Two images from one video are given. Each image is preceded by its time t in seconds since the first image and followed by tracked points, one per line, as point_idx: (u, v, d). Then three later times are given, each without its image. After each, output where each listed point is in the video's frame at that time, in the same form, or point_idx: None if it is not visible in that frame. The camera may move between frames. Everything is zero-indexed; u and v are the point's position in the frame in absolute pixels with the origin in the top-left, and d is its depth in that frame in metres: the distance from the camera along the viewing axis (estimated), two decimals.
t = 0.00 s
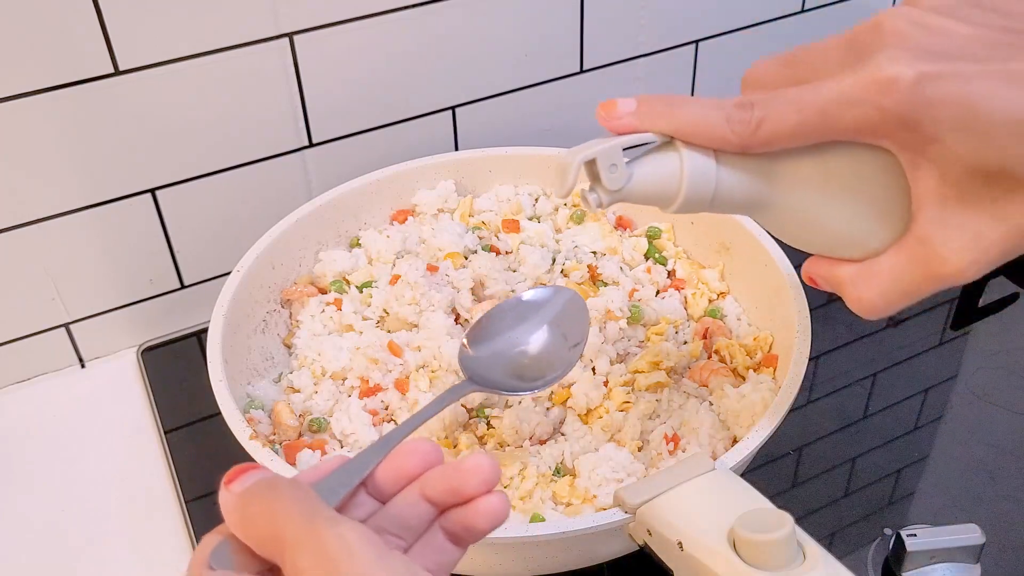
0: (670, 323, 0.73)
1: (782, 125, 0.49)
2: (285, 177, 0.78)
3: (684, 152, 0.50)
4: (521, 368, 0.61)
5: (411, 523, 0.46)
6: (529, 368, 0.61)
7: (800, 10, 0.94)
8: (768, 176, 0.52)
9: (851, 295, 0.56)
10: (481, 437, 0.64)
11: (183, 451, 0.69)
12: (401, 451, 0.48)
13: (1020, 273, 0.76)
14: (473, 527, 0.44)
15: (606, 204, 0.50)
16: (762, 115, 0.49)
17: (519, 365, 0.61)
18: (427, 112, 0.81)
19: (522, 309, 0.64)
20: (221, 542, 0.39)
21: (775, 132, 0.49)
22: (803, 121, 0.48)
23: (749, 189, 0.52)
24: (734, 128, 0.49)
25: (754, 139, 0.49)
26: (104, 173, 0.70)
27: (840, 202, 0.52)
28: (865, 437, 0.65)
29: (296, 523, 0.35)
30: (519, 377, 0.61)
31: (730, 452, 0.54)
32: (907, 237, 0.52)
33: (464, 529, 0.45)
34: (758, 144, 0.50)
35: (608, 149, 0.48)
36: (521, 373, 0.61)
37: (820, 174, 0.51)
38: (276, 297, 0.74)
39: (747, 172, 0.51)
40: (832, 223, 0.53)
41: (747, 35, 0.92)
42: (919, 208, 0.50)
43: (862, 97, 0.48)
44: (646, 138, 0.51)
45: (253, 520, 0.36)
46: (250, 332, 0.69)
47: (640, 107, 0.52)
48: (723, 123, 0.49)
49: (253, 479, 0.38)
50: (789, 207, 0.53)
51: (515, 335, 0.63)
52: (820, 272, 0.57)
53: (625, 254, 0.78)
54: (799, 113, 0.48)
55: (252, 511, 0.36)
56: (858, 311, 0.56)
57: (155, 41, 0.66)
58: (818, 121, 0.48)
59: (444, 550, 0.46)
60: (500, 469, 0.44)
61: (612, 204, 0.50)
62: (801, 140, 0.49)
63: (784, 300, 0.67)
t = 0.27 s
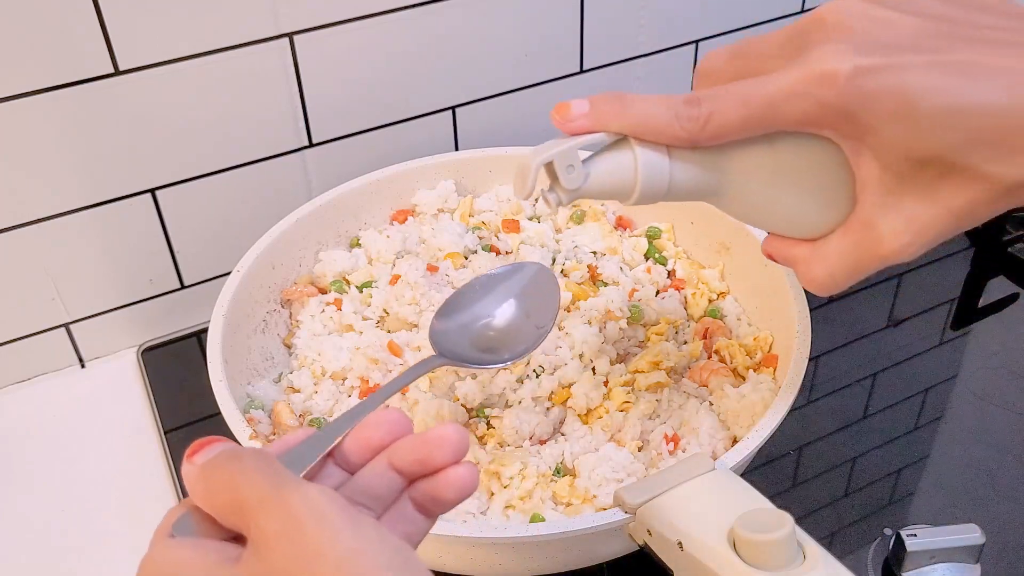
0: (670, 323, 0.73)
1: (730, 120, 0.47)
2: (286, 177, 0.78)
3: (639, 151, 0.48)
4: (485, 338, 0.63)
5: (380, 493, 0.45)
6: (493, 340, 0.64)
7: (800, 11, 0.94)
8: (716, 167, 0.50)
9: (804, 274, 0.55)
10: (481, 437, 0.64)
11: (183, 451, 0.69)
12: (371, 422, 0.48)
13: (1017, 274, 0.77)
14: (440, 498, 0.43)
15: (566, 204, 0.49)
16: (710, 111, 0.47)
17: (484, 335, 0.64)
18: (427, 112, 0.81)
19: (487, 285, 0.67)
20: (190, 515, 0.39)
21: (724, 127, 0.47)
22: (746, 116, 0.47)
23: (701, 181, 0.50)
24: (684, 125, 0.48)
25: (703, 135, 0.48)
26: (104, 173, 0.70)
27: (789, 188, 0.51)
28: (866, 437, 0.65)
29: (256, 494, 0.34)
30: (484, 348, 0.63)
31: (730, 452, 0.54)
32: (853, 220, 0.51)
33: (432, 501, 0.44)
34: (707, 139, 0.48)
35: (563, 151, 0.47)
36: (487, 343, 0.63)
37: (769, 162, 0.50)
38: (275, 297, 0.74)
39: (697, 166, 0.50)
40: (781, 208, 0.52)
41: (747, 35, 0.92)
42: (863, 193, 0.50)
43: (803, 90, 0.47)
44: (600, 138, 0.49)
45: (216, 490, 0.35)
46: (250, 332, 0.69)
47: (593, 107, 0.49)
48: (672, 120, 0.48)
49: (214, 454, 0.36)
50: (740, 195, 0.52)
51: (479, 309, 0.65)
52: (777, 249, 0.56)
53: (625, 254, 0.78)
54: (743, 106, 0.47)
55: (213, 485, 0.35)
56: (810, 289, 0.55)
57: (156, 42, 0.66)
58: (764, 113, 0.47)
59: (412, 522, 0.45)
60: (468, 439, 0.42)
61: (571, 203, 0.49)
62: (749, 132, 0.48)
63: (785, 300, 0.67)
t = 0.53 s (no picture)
0: (670, 323, 0.73)
1: (707, 131, 0.49)
2: (286, 177, 0.78)
3: (620, 168, 0.52)
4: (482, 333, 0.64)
5: (374, 483, 0.44)
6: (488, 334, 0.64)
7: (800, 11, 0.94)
8: (698, 175, 0.53)
9: (787, 273, 0.57)
10: (481, 437, 0.64)
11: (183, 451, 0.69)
12: (366, 412, 0.47)
13: (1017, 273, 0.77)
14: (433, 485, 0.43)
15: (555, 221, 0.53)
16: (686, 125, 0.49)
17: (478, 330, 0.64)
18: (427, 112, 0.81)
19: (481, 281, 0.67)
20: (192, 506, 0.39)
21: (701, 138, 0.50)
22: (723, 128, 0.49)
23: (683, 190, 0.53)
24: (662, 140, 0.50)
25: (682, 149, 0.50)
26: (104, 173, 0.70)
27: (768, 194, 0.53)
28: (866, 437, 0.65)
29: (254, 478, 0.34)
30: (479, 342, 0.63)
31: (730, 452, 0.54)
32: (829, 220, 0.53)
33: (426, 489, 0.43)
34: (687, 151, 0.51)
35: (549, 173, 0.51)
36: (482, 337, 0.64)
37: (748, 168, 0.52)
38: (276, 297, 0.74)
39: (679, 176, 0.52)
40: (762, 211, 0.54)
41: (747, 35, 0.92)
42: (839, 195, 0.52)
43: (774, 100, 0.48)
44: (583, 157, 0.52)
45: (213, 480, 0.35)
46: (250, 332, 0.69)
47: (575, 128, 0.53)
48: (651, 136, 0.50)
49: (219, 449, 0.37)
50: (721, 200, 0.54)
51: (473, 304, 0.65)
52: (762, 247, 0.59)
53: (625, 254, 0.78)
54: (718, 119, 0.49)
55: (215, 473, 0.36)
56: (794, 285, 0.57)
57: (156, 41, 0.66)
58: (738, 125, 0.49)
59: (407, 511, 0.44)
60: (461, 427, 0.42)
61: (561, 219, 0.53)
62: (726, 142, 0.50)
63: (784, 300, 0.67)
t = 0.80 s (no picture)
0: (670, 323, 0.73)
1: (693, 134, 0.50)
2: (286, 177, 0.78)
3: (611, 171, 0.52)
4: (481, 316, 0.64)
5: (372, 464, 0.45)
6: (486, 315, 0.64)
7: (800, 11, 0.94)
8: (685, 175, 0.53)
9: (777, 268, 0.58)
10: (482, 437, 0.64)
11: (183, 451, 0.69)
12: (363, 392, 0.47)
13: (1017, 273, 0.77)
14: (430, 467, 0.43)
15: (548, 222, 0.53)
16: (673, 128, 0.50)
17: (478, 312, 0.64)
18: (427, 112, 0.81)
19: (482, 266, 0.67)
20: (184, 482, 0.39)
21: (687, 141, 0.50)
22: (709, 130, 0.50)
23: (672, 190, 0.54)
24: (651, 143, 0.51)
25: (670, 151, 0.51)
26: (103, 173, 0.70)
27: (755, 193, 0.53)
28: (865, 437, 0.65)
29: (241, 455, 0.34)
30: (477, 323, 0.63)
31: (730, 452, 0.54)
32: (816, 218, 0.53)
33: (423, 471, 0.44)
34: (674, 154, 0.51)
35: (541, 176, 0.52)
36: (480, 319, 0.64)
37: (734, 169, 0.52)
38: (276, 297, 0.74)
39: (667, 177, 0.53)
40: (749, 210, 0.54)
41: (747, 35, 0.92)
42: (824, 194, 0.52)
43: (756, 103, 0.49)
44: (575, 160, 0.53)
45: (201, 458, 0.36)
46: (250, 332, 0.69)
47: (567, 132, 0.53)
48: (639, 139, 0.51)
49: (205, 428, 0.37)
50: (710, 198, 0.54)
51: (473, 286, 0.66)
52: (753, 242, 0.59)
53: (625, 254, 0.78)
54: (703, 122, 0.50)
55: (202, 451, 0.36)
56: (783, 280, 0.58)
57: (156, 41, 0.66)
58: (723, 127, 0.50)
59: (404, 492, 0.45)
60: (458, 410, 0.42)
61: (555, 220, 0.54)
62: (711, 144, 0.51)
63: (785, 300, 0.67)
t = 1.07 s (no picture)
0: (670, 323, 0.73)
1: (692, 133, 0.50)
2: (286, 177, 0.78)
3: (612, 170, 0.52)
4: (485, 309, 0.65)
5: (373, 453, 0.44)
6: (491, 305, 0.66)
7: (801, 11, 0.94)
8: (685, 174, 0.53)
9: (777, 263, 0.58)
10: (481, 437, 0.64)
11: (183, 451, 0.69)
12: (366, 381, 0.48)
13: (1017, 273, 0.78)
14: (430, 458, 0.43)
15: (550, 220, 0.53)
16: (673, 127, 0.50)
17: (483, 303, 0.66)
18: (427, 112, 0.81)
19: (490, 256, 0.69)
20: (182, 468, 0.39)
21: (687, 139, 0.50)
22: (707, 130, 0.50)
23: (671, 188, 0.54)
24: (650, 142, 0.51)
25: (669, 150, 0.51)
26: (103, 173, 0.70)
27: (754, 190, 0.53)
28: (866, 437, 0.65)
29: (241, 441, 0.35)
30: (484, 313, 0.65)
31: (730, 452, 0.54)
32: (814, 214, 0.54)
33: (423, 462, 0.43)
34: (674, 152, 0.51)
35: (542, 175, 0.51)
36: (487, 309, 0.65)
37: (733, 167, 0.53)
38: (276, 297, 0.74)
39: (667, 176, 0.53)
40: (749, 207, 0.55)
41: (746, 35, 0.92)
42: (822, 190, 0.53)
43: (753, 103, 0.49)
44: (577, 159, 0.52)
45: (202, 446, 0.36)
46: (251, 332, 0.69)
47: (568, 131, 0.52)
48: (639, 138, 0.51)
49: (206, 414, 0.37)
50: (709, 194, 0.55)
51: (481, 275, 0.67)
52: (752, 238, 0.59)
53: (625, 254, 0.78)
54: (701, 122, 0.49)
55: (203, 435, 0.36)
56: (783, 275, 0.58)
57: (155, 41, 0.66)
58: (721, 126, 0.50)
59: (404, 481, 0.45)
60: (459, 400, 0.42)
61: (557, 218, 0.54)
62: (710, 144, 0.50)
63: (784, 301, 0.67)
